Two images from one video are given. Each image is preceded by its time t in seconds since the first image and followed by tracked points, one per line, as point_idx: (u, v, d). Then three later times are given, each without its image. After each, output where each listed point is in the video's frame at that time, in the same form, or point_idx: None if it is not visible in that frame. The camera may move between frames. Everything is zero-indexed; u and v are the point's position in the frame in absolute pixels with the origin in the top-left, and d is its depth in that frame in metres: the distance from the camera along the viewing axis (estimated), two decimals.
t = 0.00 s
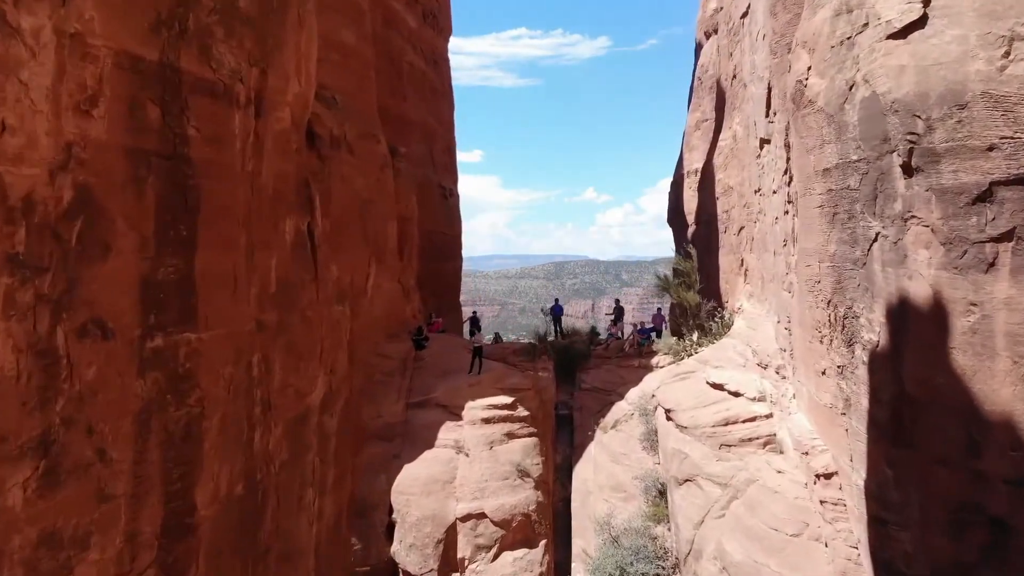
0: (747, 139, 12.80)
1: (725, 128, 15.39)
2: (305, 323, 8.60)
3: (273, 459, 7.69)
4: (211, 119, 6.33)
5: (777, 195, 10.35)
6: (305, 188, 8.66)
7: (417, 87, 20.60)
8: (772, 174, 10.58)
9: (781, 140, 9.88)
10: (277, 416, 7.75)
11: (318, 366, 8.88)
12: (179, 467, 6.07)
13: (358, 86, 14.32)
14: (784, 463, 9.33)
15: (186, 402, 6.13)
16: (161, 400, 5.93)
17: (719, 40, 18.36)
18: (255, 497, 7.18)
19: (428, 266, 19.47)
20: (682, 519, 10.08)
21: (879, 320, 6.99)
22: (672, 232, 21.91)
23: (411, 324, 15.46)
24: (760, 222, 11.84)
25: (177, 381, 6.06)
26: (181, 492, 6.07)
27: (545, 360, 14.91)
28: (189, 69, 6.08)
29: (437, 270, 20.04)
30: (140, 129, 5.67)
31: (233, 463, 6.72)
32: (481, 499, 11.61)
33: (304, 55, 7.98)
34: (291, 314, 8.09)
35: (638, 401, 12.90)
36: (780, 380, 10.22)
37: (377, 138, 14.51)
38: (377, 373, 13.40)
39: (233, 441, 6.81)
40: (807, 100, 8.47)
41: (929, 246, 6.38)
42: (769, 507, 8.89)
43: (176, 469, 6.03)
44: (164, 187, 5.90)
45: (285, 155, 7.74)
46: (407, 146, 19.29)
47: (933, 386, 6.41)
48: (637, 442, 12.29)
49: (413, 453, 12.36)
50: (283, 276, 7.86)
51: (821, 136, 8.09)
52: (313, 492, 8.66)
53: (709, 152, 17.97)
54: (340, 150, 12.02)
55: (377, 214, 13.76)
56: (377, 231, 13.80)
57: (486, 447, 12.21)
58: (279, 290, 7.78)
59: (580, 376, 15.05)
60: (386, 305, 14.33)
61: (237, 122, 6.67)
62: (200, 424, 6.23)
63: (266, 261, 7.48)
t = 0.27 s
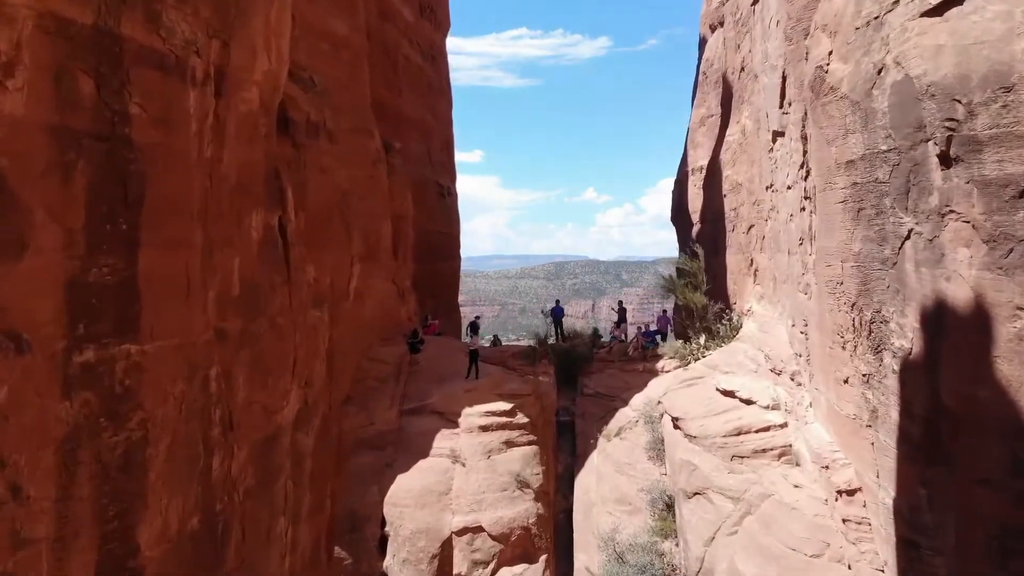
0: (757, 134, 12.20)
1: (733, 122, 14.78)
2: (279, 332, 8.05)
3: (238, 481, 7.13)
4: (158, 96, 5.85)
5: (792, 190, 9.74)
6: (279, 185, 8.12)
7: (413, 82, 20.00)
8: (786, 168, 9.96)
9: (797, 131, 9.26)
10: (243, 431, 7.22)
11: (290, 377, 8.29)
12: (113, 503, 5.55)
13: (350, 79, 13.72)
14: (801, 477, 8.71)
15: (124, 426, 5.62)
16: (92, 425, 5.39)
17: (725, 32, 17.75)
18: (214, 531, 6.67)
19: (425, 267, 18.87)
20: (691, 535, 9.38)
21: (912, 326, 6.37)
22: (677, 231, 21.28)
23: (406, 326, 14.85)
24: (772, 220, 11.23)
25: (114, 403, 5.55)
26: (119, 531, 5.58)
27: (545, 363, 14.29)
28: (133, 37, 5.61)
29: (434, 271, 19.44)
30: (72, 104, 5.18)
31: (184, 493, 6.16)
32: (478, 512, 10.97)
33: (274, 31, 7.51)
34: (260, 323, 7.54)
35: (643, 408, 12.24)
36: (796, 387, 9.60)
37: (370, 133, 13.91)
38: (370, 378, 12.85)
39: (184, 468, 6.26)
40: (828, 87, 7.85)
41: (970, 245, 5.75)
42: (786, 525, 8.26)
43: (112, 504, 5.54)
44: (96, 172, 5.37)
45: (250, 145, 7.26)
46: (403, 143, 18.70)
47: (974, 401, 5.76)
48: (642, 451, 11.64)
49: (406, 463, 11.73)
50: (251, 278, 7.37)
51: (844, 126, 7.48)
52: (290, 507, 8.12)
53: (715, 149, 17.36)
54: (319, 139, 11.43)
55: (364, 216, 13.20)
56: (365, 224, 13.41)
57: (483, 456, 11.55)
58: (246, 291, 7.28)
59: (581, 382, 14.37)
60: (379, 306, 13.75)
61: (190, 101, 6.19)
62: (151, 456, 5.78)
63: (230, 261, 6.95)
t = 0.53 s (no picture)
0: (766, 129, 11.72)
1: (739, 118, 14.31)
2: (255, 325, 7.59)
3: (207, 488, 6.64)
4: (108, 74, 5.16)
5: (805, 186, 9.27)
6: (257, 168, 7.69)
7: (411, 79, 19.54)
8: (799, 164, 9.49)
9: (811, 125, 8.81)
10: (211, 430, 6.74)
11: (265, 386, 7.79)
12: (52, 538, 4.82)
13: (344, 72, 13.26)
14: (816, 489, 8.23)
15: (63, 450, 4.89)
16: (24, 450, 4.66)
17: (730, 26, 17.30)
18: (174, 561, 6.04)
19: (422, 267, 18.40)
20: (700, 549, 8.85)
21: (943, 330, 5.90)
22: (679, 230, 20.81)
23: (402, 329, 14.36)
24: (782, 218, 10.75)
25: (50, 422, 4.81)
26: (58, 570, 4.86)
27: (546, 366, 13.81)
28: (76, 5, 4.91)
29: (432, 271, 18.94)
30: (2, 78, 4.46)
31: (144, 508, 5.66)
32: (476, 522, 10.35)
33: (248, 7, 7.05)
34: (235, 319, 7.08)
35: (648, 414, 11.78)
36: (809, 393, 9.13)
37: (364, 129, 13.44)
38: (364, 383, 12.35)
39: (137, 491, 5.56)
40: (848, 75, 7.38)
41: (1008, 243, 5.26)
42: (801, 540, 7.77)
43: (50, 540, 4.81)
44: (30, 157, 4.65)
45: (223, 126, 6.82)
46: (401, 140, 18.24)
47: (1012, 414, 5.23)
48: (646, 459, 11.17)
49: (402, 470, 11.19)
50: (223, 270, 6.91)
51: (865, 117, 7.01)
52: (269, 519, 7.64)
53: (720, 146, 16.90)
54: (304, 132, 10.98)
55: (355, 208, 12.75)
56: (359, 221, 12.95)
57: (481, 463, 11.06)
58: (213, 285, 6.81)
59: (583, 385, 13.85)
60: (373, 308, 13.28)
61: (152, 78, 5.59)
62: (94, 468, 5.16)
63: (197, 256, 6.48)
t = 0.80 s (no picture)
0: (779, 121, 11.11)
1: (748, 112, 13.70)
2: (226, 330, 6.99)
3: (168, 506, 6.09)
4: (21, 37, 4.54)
5: (824, 181, 8.67)
6: (229, 156, 7.06)
7: (408, 73, 18.91)
8: (817, 157, 8.88)
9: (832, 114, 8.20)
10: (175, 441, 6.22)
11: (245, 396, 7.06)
12: None
13: (335, 64, 12.65)
14: (839, 507, 7.62)
15: None
16: None
17: (737, 18, 16.66)
18: None
19: (419, 267, 17.79)
20: (712, 569, 8.26)
21: (988, 338, 5.29)
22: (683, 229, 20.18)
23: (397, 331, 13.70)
24: (797, 215, 10.15)
25: None
26: None
27: (546, 371, 13.24)
28: None
29: (429, 271, 18.32)
30: None
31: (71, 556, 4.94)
32: (473, 538, 9.76)
33: None
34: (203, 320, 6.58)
35: (654, 422, 11.17)
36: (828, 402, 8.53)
37: (356, 123, 12.81)
38: (356, 388, 11.71)
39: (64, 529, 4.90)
40: (877, 58, 6.77)
41: None
42: (823, 563, 7.16)
43: None
44: None
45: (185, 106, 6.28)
46: (396, 136, 17.64)
47: None
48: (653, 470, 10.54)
49: (395, 482, 10.54)
50: (189, 269, 6.21)
51: (897, 103, 6.41)
52: (248, 540, 7.04)
53: (726, 142, 16.28)
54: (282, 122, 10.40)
55: (338, 201, 12.18)
56: (348, 217, 12.38)
57: (479, 475, 10.44)
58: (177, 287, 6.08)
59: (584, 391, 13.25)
60: (366, 310, 12.63)
61: (82, 42, 4.94)
62: (16, 491, 4.58)
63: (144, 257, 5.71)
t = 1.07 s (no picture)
0: (790, 116, 10.65)
1: (756, 107, 13.23)
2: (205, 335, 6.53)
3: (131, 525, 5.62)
4: None
5: (841, 177, 8.21)
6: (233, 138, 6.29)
7: (406, 69, 18.43)
8: (833, 152, 8.42)
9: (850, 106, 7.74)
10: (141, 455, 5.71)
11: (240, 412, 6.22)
12: None
13: (329, 56, 12.14)
14: (858, 522, 7.17)
15: None
16: None
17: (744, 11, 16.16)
18: None
19: (416, 268, 17.32)
20: None
21: None
22: (686, 229, 19.71)
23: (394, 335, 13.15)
24: (809, 213, 9.69)
25: None
26: None
27: (547, 376, 12.76)
28: None
29: (427, 272, 17.86)
30: None
31: None
32: (471, 551, 9.25)
33: None
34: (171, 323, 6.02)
35: (660, 429, 10.68)
36: (845, 410, 8.07)
37: (351, 118, 12.31)
38: (350, 394, 11.20)
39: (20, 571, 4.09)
40: (902, 44, 6.31)
41: None
42: None
43: None
44: None
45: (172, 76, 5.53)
46: (393, 133, 17.16)
47: None
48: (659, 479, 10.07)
49: (389, 492, 10.09)
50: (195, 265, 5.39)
51: (925, 91, 5.95)
52: None
53: (732, 139, 15.79)
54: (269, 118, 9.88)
55: (331, 198, 11.68)
56: (343, 216, 11.88)
57: (477, 484, 9.99)
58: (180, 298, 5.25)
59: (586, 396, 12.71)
60: (362, 312, 12.09)
61: None
62: None
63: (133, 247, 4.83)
